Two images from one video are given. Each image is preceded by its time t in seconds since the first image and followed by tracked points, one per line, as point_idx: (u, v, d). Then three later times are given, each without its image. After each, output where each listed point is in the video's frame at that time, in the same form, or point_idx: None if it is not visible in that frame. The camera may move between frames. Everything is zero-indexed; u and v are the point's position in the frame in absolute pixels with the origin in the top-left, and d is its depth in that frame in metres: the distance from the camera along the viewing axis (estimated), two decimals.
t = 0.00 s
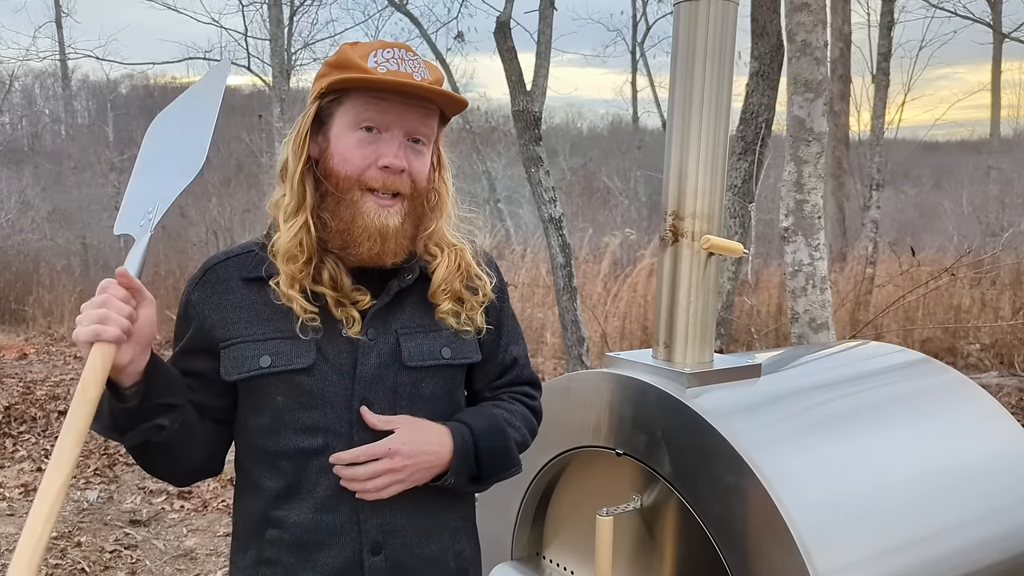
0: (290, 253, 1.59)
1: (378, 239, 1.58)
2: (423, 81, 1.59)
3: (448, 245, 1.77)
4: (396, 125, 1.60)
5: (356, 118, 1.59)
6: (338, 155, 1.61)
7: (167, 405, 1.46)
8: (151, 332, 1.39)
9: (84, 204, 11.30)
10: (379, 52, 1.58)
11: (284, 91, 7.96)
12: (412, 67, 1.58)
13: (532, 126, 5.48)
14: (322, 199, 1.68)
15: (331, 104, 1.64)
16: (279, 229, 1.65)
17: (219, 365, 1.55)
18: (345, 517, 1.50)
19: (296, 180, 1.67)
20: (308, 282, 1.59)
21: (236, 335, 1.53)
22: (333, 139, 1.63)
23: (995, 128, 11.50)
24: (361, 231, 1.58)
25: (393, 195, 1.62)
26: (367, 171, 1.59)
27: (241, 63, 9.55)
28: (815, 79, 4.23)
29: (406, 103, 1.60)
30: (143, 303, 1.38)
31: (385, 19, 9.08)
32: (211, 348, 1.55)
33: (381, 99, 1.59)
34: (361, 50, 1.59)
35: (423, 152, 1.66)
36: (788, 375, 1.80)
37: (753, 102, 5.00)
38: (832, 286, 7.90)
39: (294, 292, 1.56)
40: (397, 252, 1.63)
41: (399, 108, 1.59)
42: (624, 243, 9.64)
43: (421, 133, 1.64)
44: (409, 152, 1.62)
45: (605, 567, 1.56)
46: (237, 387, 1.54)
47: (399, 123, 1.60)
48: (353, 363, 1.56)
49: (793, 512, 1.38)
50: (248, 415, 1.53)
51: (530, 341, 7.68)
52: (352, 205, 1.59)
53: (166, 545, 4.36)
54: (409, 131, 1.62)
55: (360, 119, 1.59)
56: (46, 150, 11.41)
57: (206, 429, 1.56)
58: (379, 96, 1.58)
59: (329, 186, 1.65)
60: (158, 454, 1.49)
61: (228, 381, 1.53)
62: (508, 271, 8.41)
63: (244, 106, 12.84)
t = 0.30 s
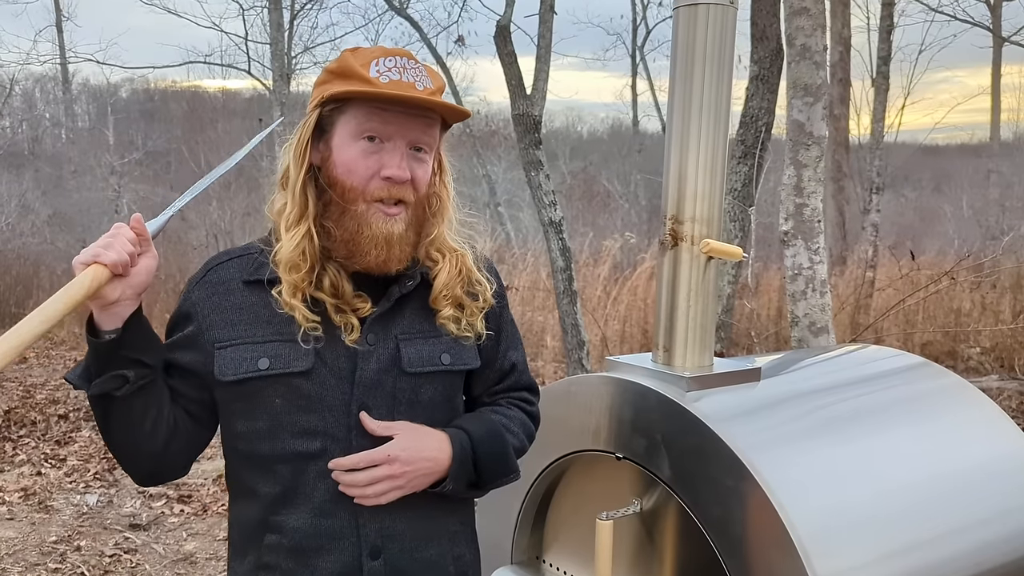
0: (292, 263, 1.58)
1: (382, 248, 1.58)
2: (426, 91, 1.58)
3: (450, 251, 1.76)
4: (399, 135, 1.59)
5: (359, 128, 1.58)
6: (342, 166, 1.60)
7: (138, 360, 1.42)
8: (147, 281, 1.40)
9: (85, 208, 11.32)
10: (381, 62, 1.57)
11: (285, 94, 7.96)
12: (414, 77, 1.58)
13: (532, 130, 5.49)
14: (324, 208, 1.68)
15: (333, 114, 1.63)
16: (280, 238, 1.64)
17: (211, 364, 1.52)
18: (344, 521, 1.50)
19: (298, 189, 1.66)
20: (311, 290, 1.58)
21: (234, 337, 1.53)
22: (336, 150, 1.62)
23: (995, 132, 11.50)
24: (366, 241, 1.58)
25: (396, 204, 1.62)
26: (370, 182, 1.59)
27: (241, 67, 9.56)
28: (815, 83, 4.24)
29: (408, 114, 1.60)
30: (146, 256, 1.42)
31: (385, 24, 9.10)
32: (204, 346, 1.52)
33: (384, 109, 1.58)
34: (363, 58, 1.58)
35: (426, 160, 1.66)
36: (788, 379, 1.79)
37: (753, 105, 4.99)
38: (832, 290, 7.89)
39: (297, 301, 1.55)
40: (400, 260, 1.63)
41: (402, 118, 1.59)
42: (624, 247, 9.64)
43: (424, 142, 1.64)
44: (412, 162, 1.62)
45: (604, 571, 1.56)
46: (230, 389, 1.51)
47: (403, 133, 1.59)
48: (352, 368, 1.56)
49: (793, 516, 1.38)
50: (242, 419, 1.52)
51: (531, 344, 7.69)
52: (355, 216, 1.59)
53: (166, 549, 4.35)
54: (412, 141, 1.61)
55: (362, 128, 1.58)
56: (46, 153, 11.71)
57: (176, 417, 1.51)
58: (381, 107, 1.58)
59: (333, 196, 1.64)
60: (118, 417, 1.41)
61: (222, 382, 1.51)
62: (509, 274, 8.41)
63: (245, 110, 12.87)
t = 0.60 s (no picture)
0: (298, 265, 1.58)
1: (386, 252, 1.58)
2: (432, 95, 1.58)
3: (453, 255, 1.76)
4: (405, 139, 1.59)
5: (364, 132, 1.58)
6: (347, 170, 1.60)
7: (140, 365, 1.41)
8: (148, 285, 1.40)
9: (85, 211, 11.37)
10: (386, 66, 1.58)
11: (285, 97, 7.98)
12: (420, 80, 1.58)
13: (532, 133, 5.48)
14: (329, 211, 1.67)
15: (337, 118, 1.63)
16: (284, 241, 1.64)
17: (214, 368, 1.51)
18: (347, 525, 1.50)
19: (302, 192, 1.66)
20: (316, 293, 1.58)
21: (238, 340, 1.52)
22: (340, 153, 1.62)
23: (995, 135, 11.51)
24: (370, 246, 1.58)
25: (400, 208, 1.61)
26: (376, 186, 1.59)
27: (241, 70, 9.56)
28: (815, 86, 4.24)
29: (413, 118, 1.60)
30: (148, 259, 1.41)
31: (385, 26, 9.10)
32: (206, 350, 1.51)
33: (389, 113, 1.58)
34: (368, 62, 1.58)
35: (430, 164, 1.66)
36: (788, 382, 1.79)
37: (753, 108, 4.99)
38: (832, 293, 7.88)
39: (302, 303, 1.54)
40: (403, 263, 1.63)
41: (407, 122, 1.59)
42: (625, 250, 9.65)
43: (428, 146, 1.64)
44: (417, 166, 1.62)
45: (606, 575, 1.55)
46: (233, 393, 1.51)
47: (407, 137, 1.59)
48: (357, 371, 1.56)
49: (793, 520, 1.37)
50: (244, 423, 1.51)
51: (531, 347, 7.68)
52: (360, 221, 1.59)
53: (166, 552, 4.34)
54: (417, 145, 1.61)
55: (368, 132, 1.58)
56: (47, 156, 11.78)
57: (175, 423, 1.50)
58: (387, 111, 1.58)
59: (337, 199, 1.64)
60: (117, 422, 1.41)
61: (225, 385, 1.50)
62: (510, 277, 8.41)
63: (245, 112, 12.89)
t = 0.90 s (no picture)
0: (297, 265, 1.57)
1: (384, 253, 1.57)
2: (433, 99, 1.58)
3: (450, 257, 1.77)
4: (405, 142, 1.59)
5: (365, 134, 1.58)
6: (346, 171, 1.59)
7: (124, 361, 1.41)
8: (141, 280, 1.39)
9: (84, 213, 11.58)
10: (386, 69, 1.58)
11: (285, 99, 7.99)
12: (421, 84, 1.58)
13: (532, 135, 5.48)
14: (327, 211, 1.67)
15: (336, 119, 1.62)
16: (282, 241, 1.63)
17: (213, 374, 1.49)
18: (353, 527, 1.50)
19: (300, 192, 1.65)
20: (315, 294, 1.57)
21: (237, 345, 1.51)
22: (339, 154, 1.61)
23: (995, 137, 11.51)
24: (368, 247, 1.57)
25: (397, 211, 1.61)
26: (375, 188, 1.58)
27: (241, 72, 9.57)
28: (814, 88, 4.23)
29: (413, 120, 1.59)
30: (141, 254, 1.41)
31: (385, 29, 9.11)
32: (204, 354, 1.50)
33: (390, 116, 1.58)
34: (369, 64, 1.58)
35: (429, 166, 1.66)
36: (788, 385, 1.78)
37: (753, 111, 5.00)
38: (832, 295, 7.87)
39: (302, 303, 1.53)
40: (400, 266, 1.62)
41: (407, 125, 1.58)
42: (624, 252, 9.65)
43: (427, 149, 1.64)
44: (416, 168, 1.62)
45: None
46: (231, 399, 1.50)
47: (407, 140, 1.59)
48: (360, 374, 1.56)
49: (793, 524, 1.37)
50: (243, 429, 1.49)
51: (531, 349, 7.68)
52: (358, 223, 1.58)
53: (166, 555, 4.33)
54: (417, 148, 1.61)
55: (368, 134, 1.58)
56: (47, 159, 11.90)
57: (159, 424, 1.49)
58: (387, 113, 1.57)
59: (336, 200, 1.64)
60: (100, 423, 1.40)
61: (224, 391, 1.49)
62: (510, 279, 8.41)
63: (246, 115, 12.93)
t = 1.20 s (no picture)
0: (285, 257, 1.55)
1: (378, 244, 1.57)
2: (424, 91, 1.60)
3: (444, 256, 1.77)
4: (398, 133, 1.60)
5: (358, 127, 1.58)
6: (340, 164, 1.59)
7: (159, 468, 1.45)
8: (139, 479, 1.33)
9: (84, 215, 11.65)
10: (378, 62, 1.59)
11: (284, 101, 7.98)
12: (412, 78, 1.60)
13: (532, 137, 5.48)
14: (320, 206, 1.66)
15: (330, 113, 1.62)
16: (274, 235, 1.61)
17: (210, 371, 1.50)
18: (343, 527, 1.49)
19: (293, 188, 1.64)
20: (306, 288, 1.56)
21: (233, 341, 1.50)
22: (333, 148, 1.61)
23: (996, 140, 11.53)
24: (362, 237, 1.57)
25: (391, 202, 1.61)
26: (368, 179, 1.58)
27: (241, 74, 9.58)
28: (814, 90, 4.22)
29: (405, 111, 1.61)
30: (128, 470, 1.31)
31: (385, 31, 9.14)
32: (201, 352, 1.50)
33: (381, 109, 1.58)
34: (360, 60, 1.59)
35: (422, 160, 1.66)
36: (787, 387, 1.77)
37: (753, 113, 4.99)
38: (833, 297, 7.88)
39: (291, 294, 1.52)
40: (395, 258, 1.61)
41: (400, 117, 1.60)
42: (625, 254, 9.66)
43: (420, 141, 1.64)
44: (410, 159, 1.62)
45: None
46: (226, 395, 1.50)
47: (400, 132, 1.60)
48: (353, 372, 1.56)
49: (794, 526, 1.36)
50: (238, 425, 1.49)
51: (531, 351, 7.66)
52: (351, 214, 1.58)
53: (165, 557, 4.32)
54: (410, 140, 1.62)
55: (361, 127, 1.58)
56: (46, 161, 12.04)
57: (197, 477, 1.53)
58: (380, 106, 1.58)
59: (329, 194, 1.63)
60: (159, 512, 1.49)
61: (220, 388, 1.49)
62: (510, 281, 8.41)
63: (246, 117, 12.96)
